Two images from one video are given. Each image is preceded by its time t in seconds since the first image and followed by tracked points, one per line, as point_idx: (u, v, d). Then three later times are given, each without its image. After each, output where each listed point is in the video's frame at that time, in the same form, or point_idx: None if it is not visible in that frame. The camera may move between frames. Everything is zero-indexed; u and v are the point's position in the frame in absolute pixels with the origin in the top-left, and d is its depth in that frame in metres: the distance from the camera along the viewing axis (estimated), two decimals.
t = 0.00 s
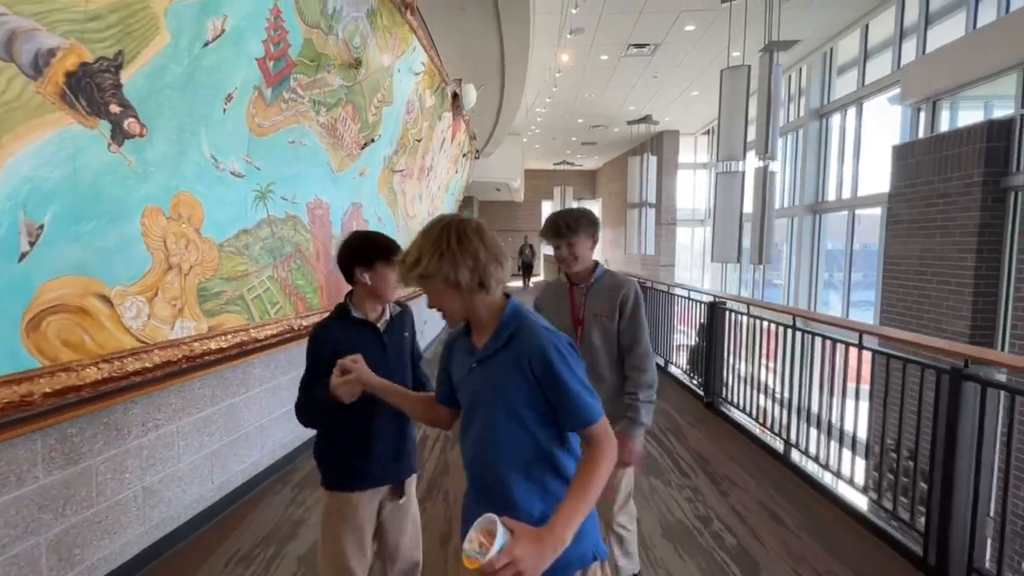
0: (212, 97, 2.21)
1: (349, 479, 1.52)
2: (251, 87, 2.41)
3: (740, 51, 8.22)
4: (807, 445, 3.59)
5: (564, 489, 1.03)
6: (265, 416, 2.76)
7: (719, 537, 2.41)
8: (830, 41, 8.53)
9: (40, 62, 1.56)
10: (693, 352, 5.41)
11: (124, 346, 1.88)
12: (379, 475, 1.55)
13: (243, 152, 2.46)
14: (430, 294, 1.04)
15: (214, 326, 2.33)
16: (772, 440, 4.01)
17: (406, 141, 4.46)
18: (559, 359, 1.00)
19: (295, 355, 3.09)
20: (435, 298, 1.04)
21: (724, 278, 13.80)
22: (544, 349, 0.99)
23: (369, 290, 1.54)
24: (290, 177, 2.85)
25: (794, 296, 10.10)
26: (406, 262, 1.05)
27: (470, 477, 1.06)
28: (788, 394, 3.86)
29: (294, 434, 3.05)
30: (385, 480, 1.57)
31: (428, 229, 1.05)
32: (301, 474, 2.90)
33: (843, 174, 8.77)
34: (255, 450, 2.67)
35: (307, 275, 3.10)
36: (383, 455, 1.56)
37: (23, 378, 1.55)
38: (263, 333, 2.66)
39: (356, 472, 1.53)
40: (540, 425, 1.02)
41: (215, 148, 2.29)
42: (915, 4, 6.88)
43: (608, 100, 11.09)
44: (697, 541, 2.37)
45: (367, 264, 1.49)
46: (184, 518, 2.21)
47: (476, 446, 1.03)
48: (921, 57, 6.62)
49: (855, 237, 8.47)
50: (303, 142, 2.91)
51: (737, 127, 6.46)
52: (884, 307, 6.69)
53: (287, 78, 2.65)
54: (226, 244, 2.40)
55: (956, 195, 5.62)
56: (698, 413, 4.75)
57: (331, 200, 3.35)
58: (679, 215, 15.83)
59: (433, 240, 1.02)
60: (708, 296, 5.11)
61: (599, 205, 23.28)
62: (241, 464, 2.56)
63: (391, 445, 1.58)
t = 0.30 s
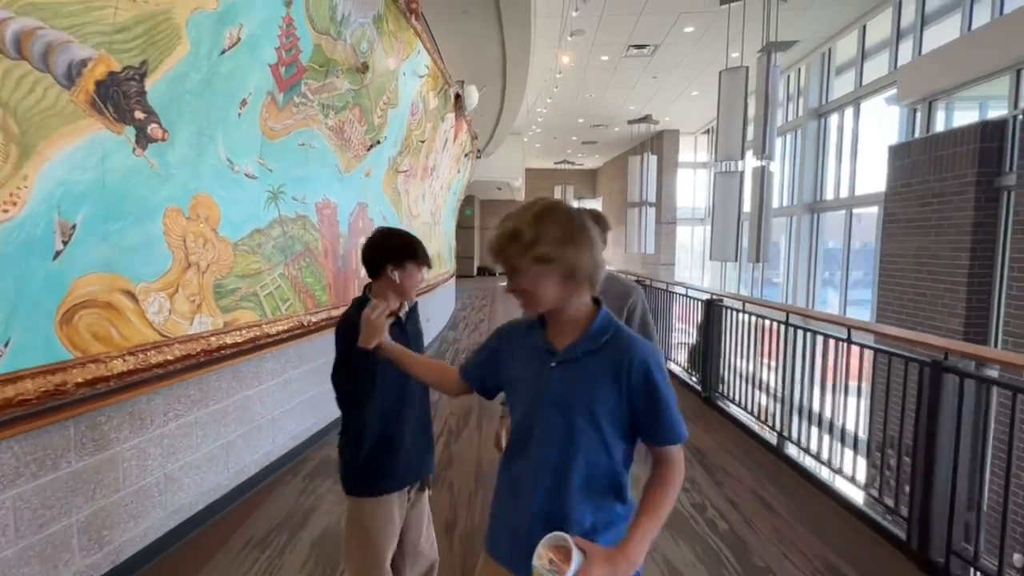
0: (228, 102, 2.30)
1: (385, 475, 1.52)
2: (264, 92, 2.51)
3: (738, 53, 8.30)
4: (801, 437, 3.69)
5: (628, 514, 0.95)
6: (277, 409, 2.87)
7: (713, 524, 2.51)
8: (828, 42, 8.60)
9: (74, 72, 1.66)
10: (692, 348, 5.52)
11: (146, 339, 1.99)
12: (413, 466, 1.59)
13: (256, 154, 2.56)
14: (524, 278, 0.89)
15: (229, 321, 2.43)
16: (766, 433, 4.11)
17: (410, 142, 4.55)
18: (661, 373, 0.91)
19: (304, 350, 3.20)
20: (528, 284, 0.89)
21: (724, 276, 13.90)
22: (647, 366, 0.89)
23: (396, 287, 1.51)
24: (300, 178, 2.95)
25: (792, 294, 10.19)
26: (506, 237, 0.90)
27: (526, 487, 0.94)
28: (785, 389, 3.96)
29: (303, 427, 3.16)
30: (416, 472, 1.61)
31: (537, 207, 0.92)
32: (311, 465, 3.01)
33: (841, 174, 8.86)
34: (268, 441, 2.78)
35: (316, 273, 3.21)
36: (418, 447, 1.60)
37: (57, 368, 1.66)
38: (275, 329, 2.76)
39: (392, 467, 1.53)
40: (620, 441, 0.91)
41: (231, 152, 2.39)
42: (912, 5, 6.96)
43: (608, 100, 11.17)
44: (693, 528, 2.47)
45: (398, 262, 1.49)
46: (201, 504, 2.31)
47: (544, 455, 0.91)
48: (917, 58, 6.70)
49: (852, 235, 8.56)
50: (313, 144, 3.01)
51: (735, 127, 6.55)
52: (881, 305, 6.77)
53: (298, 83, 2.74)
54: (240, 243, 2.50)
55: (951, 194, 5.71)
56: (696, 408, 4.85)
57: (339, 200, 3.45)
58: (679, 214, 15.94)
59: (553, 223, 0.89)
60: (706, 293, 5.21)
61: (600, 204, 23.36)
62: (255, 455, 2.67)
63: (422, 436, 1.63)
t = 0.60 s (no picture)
0: (238, 106, 2.40)
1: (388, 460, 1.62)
2: (273, 96, 2.61)
3: (735, 53, 8.40)
4: (792, 431, 3.80)
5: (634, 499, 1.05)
6: (284, 400, 2.99)
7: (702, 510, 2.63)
8: (825, 42, 8.68)
9: (97, 80, 1.77)
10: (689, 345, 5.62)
11: (163, 332, 2.10)
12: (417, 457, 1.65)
13: (264, 156, 2.66)
14: (620, 268, 0.98)
15: (239, 316, 2.54)
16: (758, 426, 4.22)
17: (411, 142, 4.66)
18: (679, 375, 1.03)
19: (309, 344, 3.31)
20: (614, 273, 0.98)
21: (721, 274, 14.01)
22: (671, 367, 1.02)
23: (411, 279, 1.64)
24: (306, 178, 3.05)
25: (788, 292, 10.31)
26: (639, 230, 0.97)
27: (549, 475, 0.99)
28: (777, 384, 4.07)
29: (309, 418, 3.27)
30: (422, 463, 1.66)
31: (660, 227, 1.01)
32: (317, 455, 3.13)
33: (836, 173, 8.97)
34: (275, 431, 2.90)
35: (321, 270, 3.31)
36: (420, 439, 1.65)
37: (82, 358, 1.77)
38: (282, 324, 2.87)
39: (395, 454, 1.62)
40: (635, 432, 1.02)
41: (241, 153, 2.49)
42: (907, 6, 7.05)
43: (607, 99, 11.26)
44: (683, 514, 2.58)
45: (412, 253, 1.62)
46: (213, 490, 2.43)
47: (572, 445, 0.98)
48: (911, 59, 6.80)
49: (847, 233, 8.67)
50: (318, 146, 3.11)
51: (731, 128, 6.64)
52: (874, 302, 6.88)
53: (304, 87, 2.84)
54: (249, 241, 2.61)
55: (943, 193, 5.80)
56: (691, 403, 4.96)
57: (342, 199, 3.55)
58: (678, 213, 16.04)
59: (665, 258, 1.00)
60: (701, 290, 5.33)
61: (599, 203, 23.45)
62: (263, 444, 2.79)
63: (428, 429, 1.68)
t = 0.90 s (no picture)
0: (244, 110, 2.50)
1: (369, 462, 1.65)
2: (277, 100, 2.72)
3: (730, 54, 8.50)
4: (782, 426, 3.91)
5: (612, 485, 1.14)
6: (288, 393, 3.10)
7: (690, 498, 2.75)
8: (818, 42, 8.77)
9: (114, 88, 1.88)
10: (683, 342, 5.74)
11: (175, 326, 2.21)
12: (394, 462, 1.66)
13: (268, 157, 2.77)
14: (661, 283, 1.00)
15: (245, 311, 2.65)
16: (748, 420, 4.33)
17: (410, 142, 4.77)
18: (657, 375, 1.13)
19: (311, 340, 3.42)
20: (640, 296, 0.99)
21: (717, 272, 14.14)
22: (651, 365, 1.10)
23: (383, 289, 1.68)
24: (308, 179, 3.16)
25: (782, 290, 10.43)
26: (678, 244, 1.00)
27: (546, 474, 1.02)
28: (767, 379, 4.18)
29: (311, 411, 3.39)
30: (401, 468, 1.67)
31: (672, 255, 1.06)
32: (319, 446, 3.24)
33: (830, 173, 9.09)
34: (279, 422, 3.01)
35: (323, 267, 3.42)
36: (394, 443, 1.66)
37: (101, 350, 1.88)
38: (286, 319, 2.98)
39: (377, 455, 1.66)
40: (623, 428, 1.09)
41: (247, 155, 2.60)
42: (898, 9, 7.16)
43: (604, 99, 11.37)
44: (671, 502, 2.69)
45: (383, 257, 1.65)
46: (221, 478, 2.55)
47: (566, 443, 1.01)
48: (902, 60, 6.91)
49: (840, 232, 8.80)
50: (320, 147, 3.21)
51: (725, 128, 6.74)
52: (865, 300, 7.00)
53: (307, 91, 2.95)
54: (254, 239, 2.72)
55: (931, 192, 5.92)
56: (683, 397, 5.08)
57: (344, 199, 3.66)
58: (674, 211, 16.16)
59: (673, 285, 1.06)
60: (694, 287, 5.45)
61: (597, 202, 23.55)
62: (268, 434, 2.91)
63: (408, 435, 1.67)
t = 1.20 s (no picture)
0: (243, 115, 2.57)
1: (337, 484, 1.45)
2: (275, 104, 2.78)
3: (718, 55, 8.64)
4: (767, 420, 4.03)
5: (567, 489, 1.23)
6: (286, 390, 3.18)
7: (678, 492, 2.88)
8: (805, 44, 8.93)
9: (120, 94, 1.94)
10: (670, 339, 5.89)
11: (178, 325, 2.27)
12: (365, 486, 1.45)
13: (266, 160, 2.83)
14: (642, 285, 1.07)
15: (245, 310, 2.72)
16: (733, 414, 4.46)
17: (404, 143, 4.84)
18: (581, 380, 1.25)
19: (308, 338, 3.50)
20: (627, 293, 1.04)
21: (705, 270, 14.34)
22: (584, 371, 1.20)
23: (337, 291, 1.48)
24: (305, 180, 3.22)
25: (770, 287, 10.62)
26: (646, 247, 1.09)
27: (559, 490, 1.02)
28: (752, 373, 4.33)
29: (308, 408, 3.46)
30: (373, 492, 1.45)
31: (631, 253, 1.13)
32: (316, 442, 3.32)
33: (815, 173, 9.28)
34: (278, 418, 3.09)
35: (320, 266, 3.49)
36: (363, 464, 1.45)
37: (108, 348, 1.95)
38: (285, 317, 3.05)
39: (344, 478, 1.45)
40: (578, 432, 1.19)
41: (247, 159, 2.67)
42: (881, 13, 7.33)
43: (595, 99, 11.48)
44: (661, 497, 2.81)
45: (337, 255, 1.44)
46: (222, 472, 2.62)
47: (566, 454, 1.02)
48: (884, 63, 7.09)
49: (826, 230, 8.99)
50: (316, 149, 3.28)
51: (713, 130, 6.87)
52: (848, 296, 7.18)
53: (304, 95, 3.01)
54: (253, 241, 2.78)
55: (912, 192, 6.09)
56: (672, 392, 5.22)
57: (339, 199, 3.73)
58: (665, 209, 16.34)
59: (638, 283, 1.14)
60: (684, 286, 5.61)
61: (589, 200, 23.68)
62: (266, 430, 2.98)
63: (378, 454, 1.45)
